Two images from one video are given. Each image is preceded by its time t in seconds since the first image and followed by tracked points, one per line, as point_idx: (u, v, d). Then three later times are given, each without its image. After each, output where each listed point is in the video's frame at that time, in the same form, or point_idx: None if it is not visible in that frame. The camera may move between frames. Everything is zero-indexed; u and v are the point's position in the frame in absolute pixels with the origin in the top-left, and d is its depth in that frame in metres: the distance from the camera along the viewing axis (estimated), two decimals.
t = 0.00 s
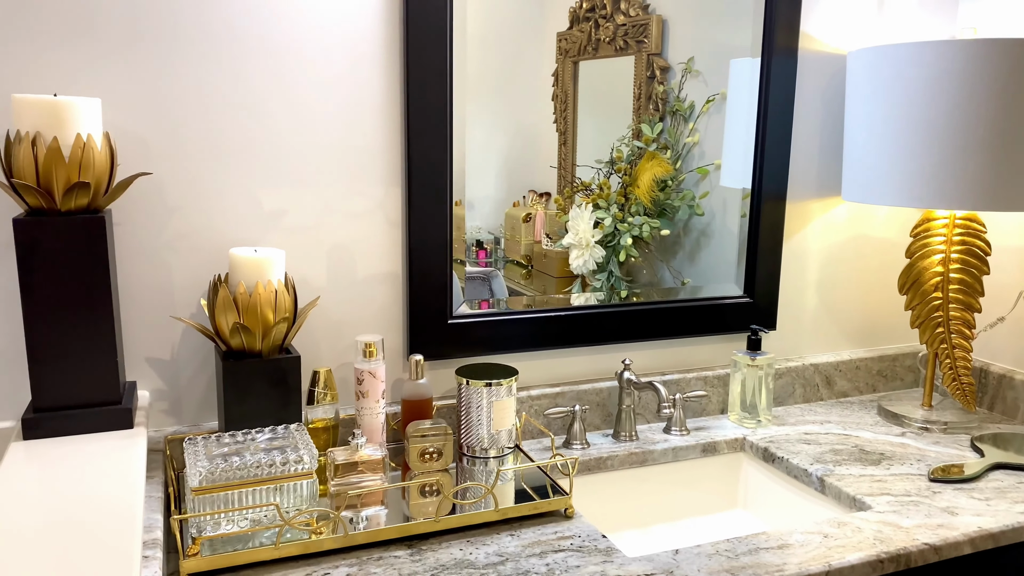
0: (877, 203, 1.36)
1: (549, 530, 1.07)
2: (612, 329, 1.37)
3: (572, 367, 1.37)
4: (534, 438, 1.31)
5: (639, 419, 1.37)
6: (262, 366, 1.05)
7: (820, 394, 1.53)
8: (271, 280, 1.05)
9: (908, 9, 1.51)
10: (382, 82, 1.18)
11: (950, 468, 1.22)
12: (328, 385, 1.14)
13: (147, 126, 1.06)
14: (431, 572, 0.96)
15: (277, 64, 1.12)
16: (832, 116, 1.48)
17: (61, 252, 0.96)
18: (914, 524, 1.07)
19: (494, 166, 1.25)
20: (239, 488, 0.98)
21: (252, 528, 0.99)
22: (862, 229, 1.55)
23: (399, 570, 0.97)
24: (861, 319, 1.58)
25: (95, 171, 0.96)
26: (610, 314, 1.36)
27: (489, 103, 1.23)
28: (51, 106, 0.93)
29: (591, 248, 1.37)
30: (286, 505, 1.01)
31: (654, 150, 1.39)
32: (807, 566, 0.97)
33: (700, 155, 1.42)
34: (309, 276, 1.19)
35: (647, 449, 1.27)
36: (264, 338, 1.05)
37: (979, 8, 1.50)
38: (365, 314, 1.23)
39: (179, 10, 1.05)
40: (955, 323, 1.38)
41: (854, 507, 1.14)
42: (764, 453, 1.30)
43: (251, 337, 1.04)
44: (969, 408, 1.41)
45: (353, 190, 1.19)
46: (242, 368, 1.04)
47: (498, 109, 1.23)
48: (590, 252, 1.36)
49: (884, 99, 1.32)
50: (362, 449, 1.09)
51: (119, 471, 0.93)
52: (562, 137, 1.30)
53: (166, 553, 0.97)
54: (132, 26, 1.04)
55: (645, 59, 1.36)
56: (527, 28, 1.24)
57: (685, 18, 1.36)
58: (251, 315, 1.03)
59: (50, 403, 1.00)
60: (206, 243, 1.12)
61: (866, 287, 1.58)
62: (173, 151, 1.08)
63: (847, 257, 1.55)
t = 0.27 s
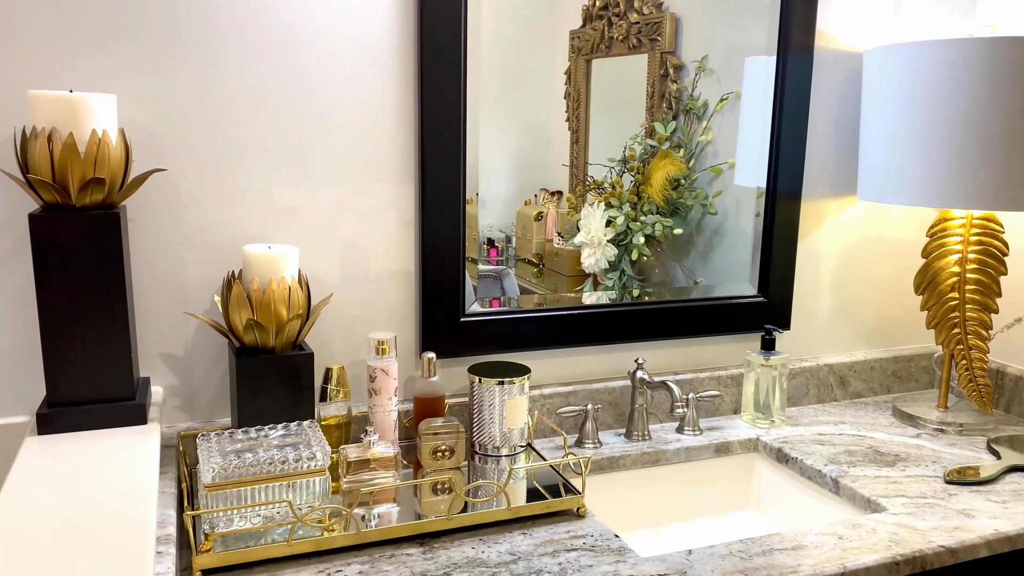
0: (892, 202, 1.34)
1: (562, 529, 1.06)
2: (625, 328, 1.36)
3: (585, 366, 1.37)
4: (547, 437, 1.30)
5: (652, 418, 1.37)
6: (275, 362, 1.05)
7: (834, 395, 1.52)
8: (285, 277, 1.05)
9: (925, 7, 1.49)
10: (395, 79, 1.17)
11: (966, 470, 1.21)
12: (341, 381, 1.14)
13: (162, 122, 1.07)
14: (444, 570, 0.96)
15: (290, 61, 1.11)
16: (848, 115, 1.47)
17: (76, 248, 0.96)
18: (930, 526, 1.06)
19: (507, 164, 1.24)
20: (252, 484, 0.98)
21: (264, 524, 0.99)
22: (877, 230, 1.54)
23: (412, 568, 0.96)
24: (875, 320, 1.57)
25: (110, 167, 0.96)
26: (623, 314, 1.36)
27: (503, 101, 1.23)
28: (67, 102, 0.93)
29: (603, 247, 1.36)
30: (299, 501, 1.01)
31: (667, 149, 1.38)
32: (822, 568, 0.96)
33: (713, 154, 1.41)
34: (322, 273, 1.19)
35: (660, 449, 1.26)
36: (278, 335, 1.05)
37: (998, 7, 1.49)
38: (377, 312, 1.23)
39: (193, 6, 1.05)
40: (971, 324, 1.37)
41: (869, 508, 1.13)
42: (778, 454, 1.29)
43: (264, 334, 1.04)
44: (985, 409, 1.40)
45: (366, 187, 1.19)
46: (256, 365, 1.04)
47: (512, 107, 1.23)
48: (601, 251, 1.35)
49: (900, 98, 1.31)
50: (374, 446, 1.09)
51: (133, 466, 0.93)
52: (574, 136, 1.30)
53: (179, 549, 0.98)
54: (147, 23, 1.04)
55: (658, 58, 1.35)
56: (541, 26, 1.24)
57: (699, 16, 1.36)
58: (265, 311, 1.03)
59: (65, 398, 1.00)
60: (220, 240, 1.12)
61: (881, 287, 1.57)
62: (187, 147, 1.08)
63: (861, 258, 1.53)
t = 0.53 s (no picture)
0: (907, 201, 1.33)
1: (573, 528, 1.06)
2: (636, 326, 1.36)
3: (596, 363, 1.36)
4: (558, 434, 1.30)
5: (664, 417, 1.36)
6: (287, 359, 1.05)
7: (847, 394, 1.51)
8: (297, 273, 1.05)
9: (941, 3, 1.48)
10: (407, 75, 1.17)
11: (981, 470, 1.20)
12: (353, 378, 1.13)
13: (175, 118, 1.07)
14: (455, 568, 0.96)
15: (302, 57, 1.11)
16: (862, 112, 1.46)
17: (90, 243, 0.96)
18: (945, 527, 1.05)
19: (518, 161, 1.24)
20: (263, 481, 0.97)
21: (276, 521, 0.99)
22: (891, 228, 1.53)
23: (423, 565, 0.96)
24: (889, 318, 1.56)
25: (123, 162, 0.96)
26: (635, 311, 1.35)
27: (515, 98, 1.22)
28: (80, 98, 0.93)
29: (614, 245, 1.35)
30: (310, 498, 1.01)
31: (679, 146, 1.38)
32: (836, 568, 0.95)
33: (726, 151, 1.40)
34: (334, 270, 1.19)
35: (672, 447, 1.26)
36: (290, 331, 1.05)
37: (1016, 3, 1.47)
38: (389, 308, 1.23)
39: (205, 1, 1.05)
40: (987, 323, 1.36)
41: (883, 509, 1.12)
42: (791, 453, 1.28)
43: (276, 330, 1.04)
44: (1000, 409, 1.39)
45: (378, 183, 1.18)
46: (268, 361, 1.04)
47: (524, 103, 1.23)
48: (612, 249, 1.35)
49: (916, 95, 1.29)
50: (385, 443, 1.09)
51: (146, 462, 0.93)
52: (585, 133, 1.29)
53: (191, 544, 0.98)
54: (160, 18, 1.04)
55: (670, 54, 1.34)
56: (553, 22, 1.23)
57: (712, 13, 1.35)
58: (277, 307, 1.03)
59: (79, 394, 1.01)
60: (232, 236, 1.12)
61: (895, 286, 1.55)
62: (200, 143, 1.08)
63: (875, 257, 1.52)
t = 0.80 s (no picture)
0: (920, 197, 1.32)
1: (583, 524, 1.05)
2: (647, 322, 1.35)
3: (606, 360, 1.36)
4: (567, 431, 1.30)
5: (674, 414, 1.35)
6: (297, 354, 1.05)
7: (858, 391, 1.50)
8: (307, 268, 1.04)
9: None
10: (416, 70, 1.17)
11: (993, 469, 1.19)
12: (362, 373, 1.14)
13: (185, 113, 1.07)
14: (464, 564, 0.96)
15: (312, 51, 1.11)
16: (875, 108, 1.45)
17: (100, 237, 0.96)
18: (958, 526, 1.04)
19: (528, 157, 1.23)
20: (273, 476, 0.97)
21: (285, 516, 0.99)
22: (903, 225, 1.51)
23: (432, 561, 0.96)
24: (902, 316, 1.55)
25: (134, 156, 0.96)
26: (645, 308, 1.35)
27: (525, 93, 1.22)
28: (91, 92, 0.93)
29: (624, 241, 1.34)
30: (320, 493, 1.01)
31: (689, 142, 1.37)
32: (848, 567, 0.94)
33: (736, 148, 1.40)
34: (344, 265, 1.18)
35: (682, 444, 1.25)
36: (300, 326, 1.05)
37: None
38: (398, 304, 1.22)
39: None
40: (1000, 321, 1.36)
41: (895, 507, 1.11)
42: (801, 451, 1.28)
43: (286, 325, 1.04)
44: (1013, 407, 1.38)
45: (388, 179, 1.18)
46: (278, 356, 1.04)
47: (534, 99, 1.22)
48: (622, 245, 1.34)
49: (929, 90, 1.28)
50: (395, 439, 1.08)
51: (156, 456, 0.93)
52: (596, 128, 1.28)
53: (201, 539, 0.98)
54: (170, 13, 1.04)
55: (681, 50, 1.34)
56: (563, 17, 1.23)
57: (723, 8, 1.34)
58: (287, 303, 1.03)
59: (89, 388, 1.01)
60: (242, 231, 1.12)
61: (908, 283, 1.54)
62: (210, 138, 1.08)
63: (887, 253, 1.51)
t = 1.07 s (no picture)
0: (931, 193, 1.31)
1: (591, 520, 1.05)
2: (655, 318, 1.35)
3: (614, 356, 1.36)
4: (575, 427, 1.29)
5: (682, 410, 1.35)
6: (305, 349, 1.05)
7: (868, 388, 1.49)
8: (315, 263, 1.04)
9: None
10: (424, 65, 1.16)
11: (1004, 466, 1.18)
12: (370, 368, 1.13)
13: (194, 107, 1.07)
14: (472, 559, 0.96)
15: (320, 46, 1.11)
16: (886, 103, 1.44)
17: (109, 231, 0.96)
18: (969, 523, 1.03)
19: (536, 152, 1.23)
20: (282, 470, 0.98)
21: (294, 510, 0.99)
22: (914, 220, 1.50)
23: (440, 556, 0.96)
24: (912, 312, 1.54)
25: (143, 151, 0.96)
26: (653, 304, 1.34)
27: (534, 88, 1.21)
28: (100, 86, 0.93)
29: (632, 237, 1.34)
30: (328, 488, 1.01)
31: (698, 137, 1.36)
32: (857, 563, 0.94)
33: (745, 143, 1.39)
34: (352, 260, 1.18)
35: (690, 440, 1.25)
36: (308, 321, 1.05)
37: None
38: (407, 299, 1.22)
39: None
40: (1012, 318, 1.34)
41: (905, 504, 1.11)
42: (811, 448, 1.27)
43: (295, 320, 1.04)
44: None
45: (396, 174, 1.18)
46: (286, 350, 1.04)
47: (542, 94, 1.22)
48: (630, 241, 1.34)
49: (941, 85, 1.27)
50: (403, 434, 1.08)
51: (165, 450, 0.93)
52: (604, 124, 1.28)
53: (209, 533, 0.98)
54: (179, 7, 1.04)
55: (690, 45, 1.33)
56: (572, 11, 1.22)
57: (732, 2, 1.33)
58: (295, 297, 1.03)
59: (98, 382, 1.01)
60: (251, 226, 1.12)
61: (918, 279, 1.53)
62: (218, 132, 1.08)
63: (897, 249, 1.50)
